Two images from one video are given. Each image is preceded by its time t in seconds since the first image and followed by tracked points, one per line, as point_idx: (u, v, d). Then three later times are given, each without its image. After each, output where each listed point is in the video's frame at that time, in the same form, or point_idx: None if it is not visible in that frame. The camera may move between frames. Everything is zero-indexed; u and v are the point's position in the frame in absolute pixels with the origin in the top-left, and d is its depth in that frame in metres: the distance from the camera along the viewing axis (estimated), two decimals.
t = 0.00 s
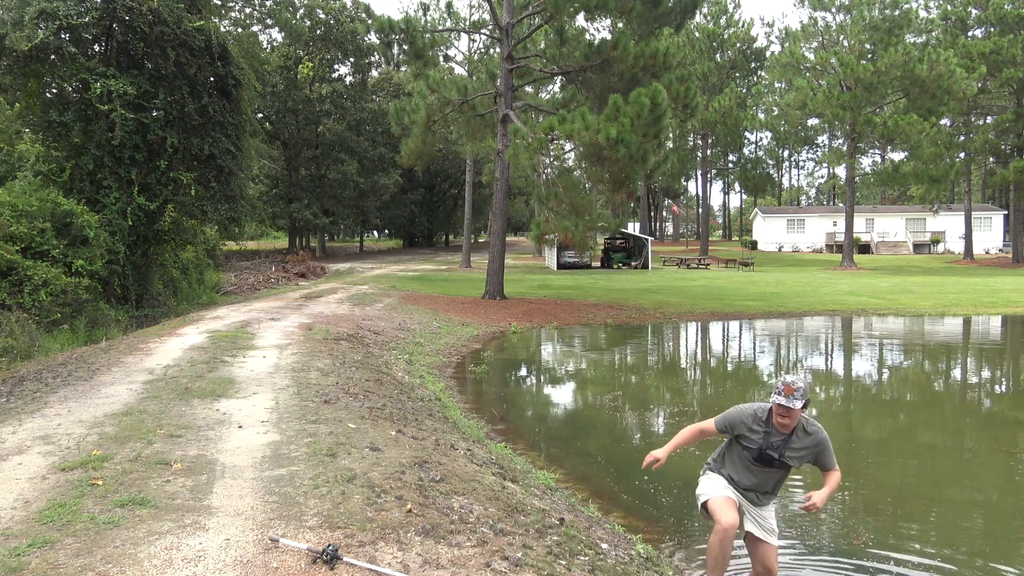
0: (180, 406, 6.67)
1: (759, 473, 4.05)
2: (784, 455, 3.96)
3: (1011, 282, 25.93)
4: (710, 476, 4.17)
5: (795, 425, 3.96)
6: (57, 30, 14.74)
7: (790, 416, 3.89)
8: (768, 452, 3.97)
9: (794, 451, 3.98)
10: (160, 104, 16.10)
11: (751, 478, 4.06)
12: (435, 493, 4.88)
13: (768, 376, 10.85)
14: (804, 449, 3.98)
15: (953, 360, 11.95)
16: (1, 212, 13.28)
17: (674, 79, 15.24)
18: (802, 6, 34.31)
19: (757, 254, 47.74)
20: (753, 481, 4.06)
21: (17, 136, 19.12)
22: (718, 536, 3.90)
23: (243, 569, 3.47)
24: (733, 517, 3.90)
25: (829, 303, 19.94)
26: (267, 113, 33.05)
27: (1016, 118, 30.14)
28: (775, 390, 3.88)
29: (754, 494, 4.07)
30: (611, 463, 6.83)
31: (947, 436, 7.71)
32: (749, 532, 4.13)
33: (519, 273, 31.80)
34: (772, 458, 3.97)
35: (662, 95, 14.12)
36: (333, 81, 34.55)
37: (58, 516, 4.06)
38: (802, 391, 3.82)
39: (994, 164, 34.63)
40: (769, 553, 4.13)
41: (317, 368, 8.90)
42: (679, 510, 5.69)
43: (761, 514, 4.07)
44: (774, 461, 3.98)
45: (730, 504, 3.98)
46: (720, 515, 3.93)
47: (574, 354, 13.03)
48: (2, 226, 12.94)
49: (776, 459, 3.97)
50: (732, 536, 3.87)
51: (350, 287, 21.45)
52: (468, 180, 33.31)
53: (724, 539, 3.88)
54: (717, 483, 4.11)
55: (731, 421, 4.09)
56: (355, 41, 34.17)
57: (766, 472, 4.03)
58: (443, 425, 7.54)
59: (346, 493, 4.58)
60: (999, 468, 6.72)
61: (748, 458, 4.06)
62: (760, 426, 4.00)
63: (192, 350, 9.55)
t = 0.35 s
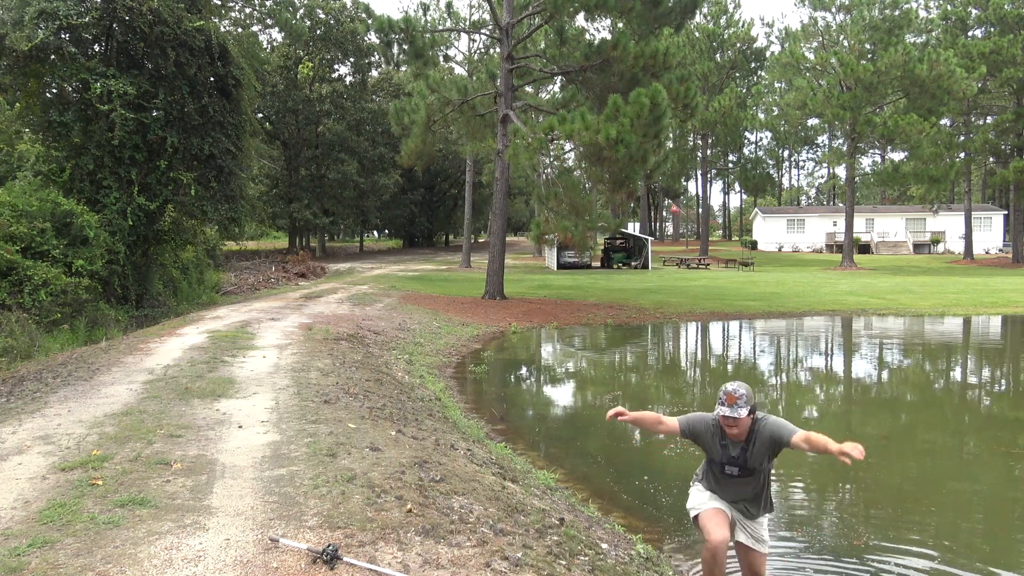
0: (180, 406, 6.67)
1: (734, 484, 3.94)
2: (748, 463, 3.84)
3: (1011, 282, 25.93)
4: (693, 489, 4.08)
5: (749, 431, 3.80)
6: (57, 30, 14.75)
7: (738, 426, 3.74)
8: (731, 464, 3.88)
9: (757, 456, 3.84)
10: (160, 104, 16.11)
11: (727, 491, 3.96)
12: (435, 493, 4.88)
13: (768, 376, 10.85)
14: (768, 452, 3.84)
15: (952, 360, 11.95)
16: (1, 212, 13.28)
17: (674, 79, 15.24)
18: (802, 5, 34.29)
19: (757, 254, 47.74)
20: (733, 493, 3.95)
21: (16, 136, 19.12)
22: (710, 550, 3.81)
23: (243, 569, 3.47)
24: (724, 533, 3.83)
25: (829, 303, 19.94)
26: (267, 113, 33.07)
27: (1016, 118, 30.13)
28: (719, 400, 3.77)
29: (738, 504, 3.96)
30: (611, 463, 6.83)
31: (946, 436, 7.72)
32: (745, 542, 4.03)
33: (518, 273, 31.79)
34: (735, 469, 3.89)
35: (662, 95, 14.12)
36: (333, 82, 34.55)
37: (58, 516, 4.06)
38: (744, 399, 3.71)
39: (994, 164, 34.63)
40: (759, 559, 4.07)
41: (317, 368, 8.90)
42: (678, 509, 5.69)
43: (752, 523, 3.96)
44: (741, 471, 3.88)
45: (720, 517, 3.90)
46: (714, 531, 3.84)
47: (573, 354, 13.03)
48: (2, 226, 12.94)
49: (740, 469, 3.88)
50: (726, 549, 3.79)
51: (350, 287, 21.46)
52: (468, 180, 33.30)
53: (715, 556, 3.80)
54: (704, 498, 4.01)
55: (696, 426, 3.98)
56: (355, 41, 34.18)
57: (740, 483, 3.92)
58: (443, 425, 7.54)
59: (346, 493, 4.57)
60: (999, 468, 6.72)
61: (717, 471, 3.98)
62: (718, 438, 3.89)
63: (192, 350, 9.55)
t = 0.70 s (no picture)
0: (180, 406, 6.67)
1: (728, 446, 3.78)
2: (742, 420, 3.70)
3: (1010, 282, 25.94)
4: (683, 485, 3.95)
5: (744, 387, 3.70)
6: (57, 30, 14.75)
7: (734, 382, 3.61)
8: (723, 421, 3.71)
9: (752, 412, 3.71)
10: (160, 104, 16.11)
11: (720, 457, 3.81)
12: (435, 493, 4.87)
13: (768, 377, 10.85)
14: (761, 410, 3.73)
15: (953, 360, 11.95)
16: (1, 212, 13.29)
17: (674, 79, 15.24)
18: (802, 6, 34.28)
19: (757, 254, 47.76)
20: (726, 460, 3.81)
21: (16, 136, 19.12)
22: (706, 553, 3.85)
23: (243, 569, 3.47)
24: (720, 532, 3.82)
25: (829, 303, 19.95)
26: (267, 113, 33.10)
27: (1016, 118, 30.14)
28: (715, 359, 3.62)
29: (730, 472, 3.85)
30: (611, 463, 6.83)
31: (946, 436, 7.72)
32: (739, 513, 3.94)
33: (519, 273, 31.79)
34: (729, 428, 3.72)
35: (662, 95, 14.12)
36: (333, 82, 34.56)
37: (58, 516, 4.06)
38: (742, 359, 3.58)
39: (994, 164, 34.64)
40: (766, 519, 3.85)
41: (317, 368, 8.90)
42: (677, 510, 5.69)
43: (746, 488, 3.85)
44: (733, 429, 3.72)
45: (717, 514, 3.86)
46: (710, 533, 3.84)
47: (573, 354, 13.03)
48: (2, 226, 12.95)
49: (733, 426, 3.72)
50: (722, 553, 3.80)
51: (350, 286, 21.46)
52: (468, 180, 33.28)
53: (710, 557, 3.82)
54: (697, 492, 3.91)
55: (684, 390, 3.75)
56: (355, 41, 34.19)
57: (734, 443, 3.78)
58: (443, 425, 7.54)
59: (346, 493, 4.57)
60: (999, 467, 6.71)
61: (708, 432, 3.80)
62: (709, 396, 3.71)
63: (192, 350, 9.55)
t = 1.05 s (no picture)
0: (180, 406, 6.67)
1: (733, 432, 3.58)
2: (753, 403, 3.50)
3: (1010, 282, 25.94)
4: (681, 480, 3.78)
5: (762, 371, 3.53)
6: (57, 30, 14.74)
7: (758, 359, 3.46)
8: (734, 401, 3.52)
9: (767, 397, 3.51)
10: (160, 104, 16.10)
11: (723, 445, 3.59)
12: (435, 493, 4.87)
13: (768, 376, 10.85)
14: (777, 400, 3.52)
15: (953, 360, 11.94)
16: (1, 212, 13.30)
17: (674, 79, 15.25)
18: (802, 6, 34.29)
19: (757, 254, 47.76)
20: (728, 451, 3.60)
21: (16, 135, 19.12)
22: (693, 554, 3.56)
23: (243, 569, 3.47)
24: (708, 537, 3.59)
25: (829, 303, 19.94)
26: (267, 113, 33.12)
27: (1016, 118, 30.14)
28: (741, 332, 3.46)
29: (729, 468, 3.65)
30: (611, 463, 6.83)
31: (946, 436, 7.72)
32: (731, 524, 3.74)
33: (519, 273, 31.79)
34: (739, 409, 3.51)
35: (662, 95, 14.11)
36: (333, 82, 34.61)
37: (58, 516, 4.06)
38: (769, 336, 3.40)
39: (994, 163, 34.65)
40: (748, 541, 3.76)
41: (317, 368, 8.90)
42: (677, 510, 5.69)
43: (744, 489, 3.65)
44: (742, 411, 3.51)
45: (709, 517, 3.63)
46: (697, 535, 3.61)
47: (572, 354, 13.04)
48: (2, 226, 12.95)
49: (744, 407, 3.50)
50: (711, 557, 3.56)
51: (350, 286, 21.45)
52: (468, 180, 33.26)
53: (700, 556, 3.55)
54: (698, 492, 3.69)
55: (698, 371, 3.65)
56: (355, 41, 34.20)
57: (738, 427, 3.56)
58: (443, 425, 7.54)
59: (346, 493, 4.57)
60: (1000, 468, 6.71)
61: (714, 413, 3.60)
62: (725, 370, 3.60)
63: (192, 350, 9.55)
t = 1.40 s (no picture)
0: (180, 406, 6.67)
1: (731, 451, 3.50)
2: (748, 421, 3.42)
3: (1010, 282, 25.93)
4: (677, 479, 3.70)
5: (756, 388, 3.42)
6: (57, 30, 14.73)
7: (750, 376, 3.36)
8: (729, 420, 3.45)
9: (763, 414, 3.41)
10: (160, 104, 16.11)
11: (722, 464, 3.52)
12: (435, 493, 4.88)
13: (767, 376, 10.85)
14: (774, 416, 3.42)
15: (953, 360, 11.95)
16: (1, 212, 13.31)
17: (674, 79, 15.25)
18: (802, 6, 34.31)
19: (757, 254, 47.76)
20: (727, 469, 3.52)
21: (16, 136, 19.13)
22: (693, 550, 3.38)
23: (243, 569, 3.47)
24: (710, 526, 3.41)
25: (829, 303, 19.94)
26: (267, 114, 33.16)
27: (1016, 118, 30.14)
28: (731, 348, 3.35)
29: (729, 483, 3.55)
30: (611, 463, 6.83)
31: (946, 436, 7.72)
32: (730, 535, 3.66)
33: (519, 273, 31.78)
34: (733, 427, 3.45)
35: (662, 95, 14.12)
36: (333, 82, 34.65)
37: (58, 516, 4.06)
38: (761, 351, 3.29)
39: (994, 163, 34.65)
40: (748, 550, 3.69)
41: (317, 368, 8.90)
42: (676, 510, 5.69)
43: (746, 500, 3.53)
44: (737, 430, 3.45)
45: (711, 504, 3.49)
46: (695, 526, 3.44)
47: (572, 354, 13.04)
48: (3, 226, 12.95)
49: (739, 427, 3.44)
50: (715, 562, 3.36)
51: (350, 287, 21.46)
52: (468, 180, 33.24)
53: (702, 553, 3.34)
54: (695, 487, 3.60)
55: (691, 391, 3.58)
56: (355, 41, 34.21)
57: (736, 446, 3.49)
58: (443, 425, 7.54)
59: (346, 493, 4.57)
60: (1000, 468, 6.71)
61: (711, 432, 3.54)
62: (718, 385, 3.51)
63: (192, 350, 9.55)
